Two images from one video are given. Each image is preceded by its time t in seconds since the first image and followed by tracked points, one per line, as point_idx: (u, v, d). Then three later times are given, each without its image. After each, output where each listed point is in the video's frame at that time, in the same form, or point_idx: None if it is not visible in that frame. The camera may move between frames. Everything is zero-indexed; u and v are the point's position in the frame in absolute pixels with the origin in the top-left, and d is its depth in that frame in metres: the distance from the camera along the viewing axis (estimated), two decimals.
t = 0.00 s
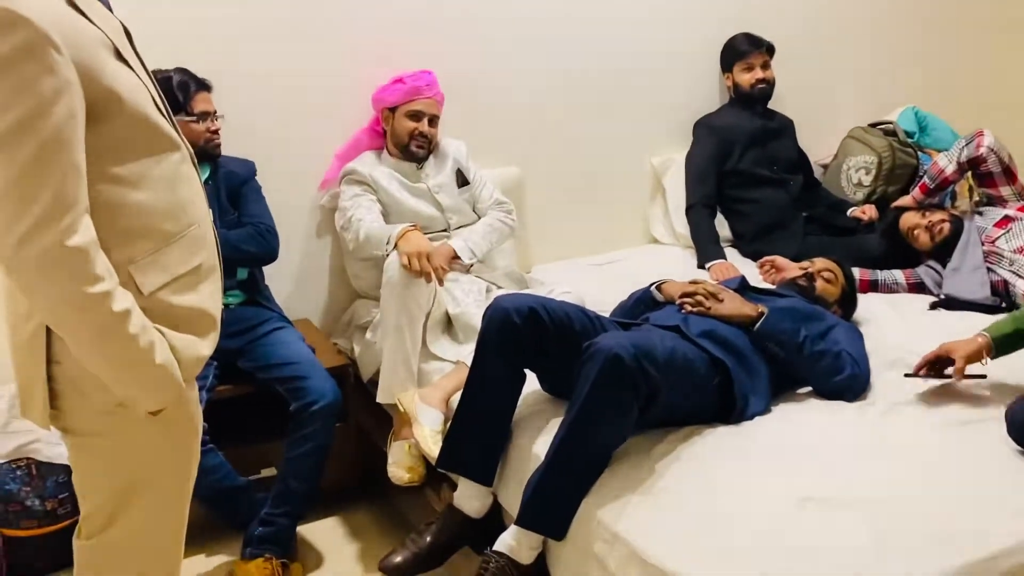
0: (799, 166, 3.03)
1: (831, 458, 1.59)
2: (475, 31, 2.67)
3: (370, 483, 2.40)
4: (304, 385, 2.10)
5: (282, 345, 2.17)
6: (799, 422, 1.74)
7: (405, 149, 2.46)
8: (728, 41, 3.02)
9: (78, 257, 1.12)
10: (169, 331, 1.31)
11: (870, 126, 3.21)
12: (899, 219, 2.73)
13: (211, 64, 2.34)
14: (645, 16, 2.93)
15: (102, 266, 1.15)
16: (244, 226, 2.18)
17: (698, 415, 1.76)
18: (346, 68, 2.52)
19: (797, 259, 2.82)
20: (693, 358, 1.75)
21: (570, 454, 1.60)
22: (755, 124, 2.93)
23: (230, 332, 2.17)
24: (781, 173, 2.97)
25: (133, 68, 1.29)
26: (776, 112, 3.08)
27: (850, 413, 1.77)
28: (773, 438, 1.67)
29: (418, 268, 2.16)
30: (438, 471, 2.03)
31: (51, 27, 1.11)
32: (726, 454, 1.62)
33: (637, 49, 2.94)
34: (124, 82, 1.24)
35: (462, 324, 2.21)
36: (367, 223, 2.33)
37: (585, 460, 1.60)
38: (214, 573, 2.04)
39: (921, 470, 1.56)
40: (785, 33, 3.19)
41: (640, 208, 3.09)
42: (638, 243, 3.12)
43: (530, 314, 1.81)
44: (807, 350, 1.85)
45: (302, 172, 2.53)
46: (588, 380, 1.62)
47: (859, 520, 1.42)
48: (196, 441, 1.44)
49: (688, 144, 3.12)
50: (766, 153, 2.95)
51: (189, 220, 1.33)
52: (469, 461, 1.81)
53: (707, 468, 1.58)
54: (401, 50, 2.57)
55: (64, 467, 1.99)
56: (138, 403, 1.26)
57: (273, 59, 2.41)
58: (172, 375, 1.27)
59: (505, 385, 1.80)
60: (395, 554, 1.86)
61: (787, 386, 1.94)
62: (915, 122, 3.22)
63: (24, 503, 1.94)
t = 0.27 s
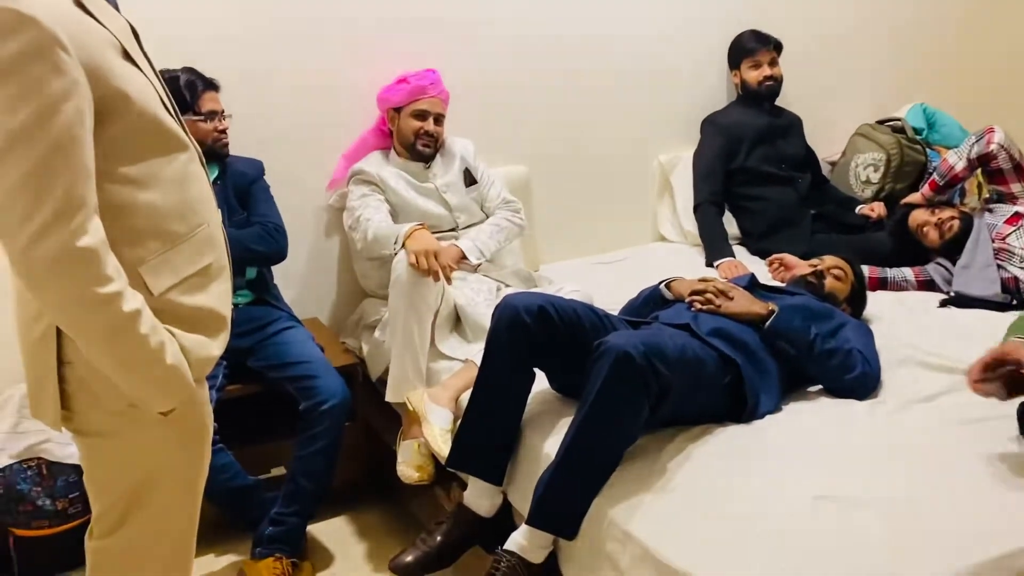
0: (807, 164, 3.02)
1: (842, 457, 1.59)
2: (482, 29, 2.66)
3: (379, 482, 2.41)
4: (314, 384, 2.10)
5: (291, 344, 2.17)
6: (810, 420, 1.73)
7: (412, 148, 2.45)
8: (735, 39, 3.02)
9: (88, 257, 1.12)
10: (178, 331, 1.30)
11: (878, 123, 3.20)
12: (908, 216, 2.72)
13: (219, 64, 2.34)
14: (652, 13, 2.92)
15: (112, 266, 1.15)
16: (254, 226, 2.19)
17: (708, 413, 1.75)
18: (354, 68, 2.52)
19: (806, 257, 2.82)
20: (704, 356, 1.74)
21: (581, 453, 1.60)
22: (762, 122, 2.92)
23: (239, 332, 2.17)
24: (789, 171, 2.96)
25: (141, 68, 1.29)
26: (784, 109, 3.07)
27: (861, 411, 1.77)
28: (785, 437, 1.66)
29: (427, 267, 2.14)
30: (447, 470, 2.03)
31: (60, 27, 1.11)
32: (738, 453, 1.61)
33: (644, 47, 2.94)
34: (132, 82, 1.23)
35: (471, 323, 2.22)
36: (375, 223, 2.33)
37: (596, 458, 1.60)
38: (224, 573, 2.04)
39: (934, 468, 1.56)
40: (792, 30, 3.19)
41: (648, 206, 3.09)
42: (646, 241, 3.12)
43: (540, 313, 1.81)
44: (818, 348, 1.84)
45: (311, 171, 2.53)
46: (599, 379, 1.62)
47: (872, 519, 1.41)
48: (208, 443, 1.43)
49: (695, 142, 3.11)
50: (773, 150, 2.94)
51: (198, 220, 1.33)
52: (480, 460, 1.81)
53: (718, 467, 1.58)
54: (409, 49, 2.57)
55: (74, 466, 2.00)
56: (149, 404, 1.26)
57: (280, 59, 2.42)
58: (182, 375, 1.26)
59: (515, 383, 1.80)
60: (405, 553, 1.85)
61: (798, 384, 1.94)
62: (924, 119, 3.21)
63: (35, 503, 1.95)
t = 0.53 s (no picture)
0: (809, 163, 3.02)
1: (846, 458, 1.58)
2: (483, 30, 2.66)
3: (382, 484, 2.40)
4: (316, 387, 2.10)
5: (294, 346, 2.17)
6: (814, 421, 1.73)
7: (419, 153, 2.45)
8: (736, 38, 3.01)
9: (89, 262, 1.11)
10: (180, 334, 1.30)
11: (879, 122, 3.19)
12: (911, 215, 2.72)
13: (220, 66, 2.34)
14: (654, 13, 2.92)
15: (113, 271, 1.15)
16: (256, 228, 2.18)
17: (712, 414, 1.75)
18: (355, 70, 2.52)
19: (808, 256, 2.81)
20: (707, 357, 1.74)
21: (585, 455, 1.59)
22: (764, 121, 2.92)
23: (242, 335, 2.17)
24: (791, 170, 2.95)
25: (141, 72, 1.28)
26: (786, 109, 3.06)
27: (866, 411, 1.76)
28: (789, 439, 1.66)
29: (428, 268, 2.14)
30: (451, 472, 2.03)
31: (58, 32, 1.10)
32: (742, 454, 1.61)
33: (645, 47, 2.93)
34: (132, 86, 1.23)
35: (474, 324, 2.22)
36: (377, 224, 2.33)
37: (599, 460, 1.59)
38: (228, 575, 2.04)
39: (938, 468, 1.55)
40: (794, 29, 3.18)
41: (649, 206, 3.08)
42: (648, 241, 3.12)
43: (543, 315, 1.80)
44: (822, 348, 1.84)
45: (312, 173, 2.53)
46: (602, 380, 1.62)
47: (877, 520, 1.41)
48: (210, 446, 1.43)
49: (697, 142, 3.11)
50: (776, 150, 2.93)
51: (200, 223, 1.33)
52: (483, 462, 1.81)
53: (722, 468, 1.57)
54: (410, 50, 2.57)
55: (77, 470, 1.99)
56: (152, 408, 1.26)
57: (281, 61, 2.41)
58: (184, 379, 1.26)
59: (518, 385, 1.80)
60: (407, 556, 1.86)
61: (801, 385, 1.93)
62: (926, 118, 3.20)
63: (39, 507, 1.94)
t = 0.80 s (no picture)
0: (805, 163, 3.02)
1: (844, 459, 1.58)
2: (477, 32, 2.66)
3: (380, 487, 2.40)
4: (313, 390, 2.10)
5: (290, 350, 2.16)
6: (810, 422, 1.73)
7: (419, 157, 2.45)
8: (732, 39, 3.01)
9: (80, 268, 1.11)
10: (173, 340, 1.30)
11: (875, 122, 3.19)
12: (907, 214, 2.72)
13: (214, 70, 2.33)
14: (648, 14, 2.91)
15: (105, 276, 1.15)
16: (251, 231, 2.18)
17: (709, 416, 1.75)
18: (350, 72, 2.51)
19: (804, 257, 2.81)
20: (704, 359, 1.74)
21: (581, 457, 1.59)
22: (760, 122, 2.92)
23: (238, 339, 2.17)
24: (787, 171, 2.95)
25: (132, 76, 1.28)
26: (781, 109, 3.07)
27: (863, 412, 1.76)
28: (787, 440, 1.65)
29: (424, 271, 2.14)
30: (448, 475, 2.02)
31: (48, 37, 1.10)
32: (739, 456, 1.61)
33: (640, 48, 2.93)
34: (123, 91, 1.22)
35: (470, 327, 2.22)
36: (373, 227, 2.32)
37: (596, 463, 1.59)
38: None
39: (936, 469, 1.55)
40: (789, 29, 3.18)
41: (646, 207, 3.08)
42: (644, 242, 3.12)
43: (539, 317, 1.80)
44: (819, 349, 1.83)
45: (308, 176, 2.52)
46: (599, 383, 1.61)
47: (875, 521, 1.41)
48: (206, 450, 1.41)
49: (693, 143, 3.11)
50: (771, 151, 2.94)
51: (192, 228, 1.32)
52: (481, 465, 1.80)
53: (719, 470, 1.57)
54: (405, 52, 2.57)
55: (73, 476, 2.00)
56: (144, 413, 1.25)
57: (276, 64, 2.41)
58: (177, 384, 1.26)
59: (515, 388, 1.80)
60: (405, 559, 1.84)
61: (799, 385, 1.93)
62: (921, 118, 3.20)
63: (34, 512, 1.93)
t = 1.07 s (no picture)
0: (796, 164, 3.03)
1: (834, 460, 1.58)
2: (468, 34, 2.66)
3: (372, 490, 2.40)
4: (304, 393, 2.09)
5: (281, 352, 2.16)
6: (801, 422, 1.73)
7: (412, 157, 2.45)
8: (722, 40, 3.02)
9: (65, 269, 1.10)
10: (159, 342, 1.29)
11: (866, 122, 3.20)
12: (899, 215, 2.71)
13: (203, 72, 2.33)
14: (639, 14, 2.92)
15: (92, 278, 1.14)
16: (241, 234, 2.18)
17: (700, 417, 1.75)
18: (341, 74, 2.51)
19: (796, 257, 2.82)
20: (695, 360, 1.74)
21: (572, 459, 1.59)
22: (751, 123, 2.93)
23: (228, 341, 2.16)
24: (778, 171, 2.96)
25: (119, 77, 1.27)
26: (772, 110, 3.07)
27: (853, 412, 1.77)
28: (778, 441, 1.65)
29: (416, 273, 2.13)
30: (440, 477, 2.02)
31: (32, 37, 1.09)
32: (730, 456, 1.61)
33: (631, 49, 2.93)
34: (109, 92, 1.22)
35: (462, 328, 2.22)
36: (363, 229, 2.32)
37: (587, 465, 1.59)
38: None
39: (926, 468, 1.55)
40: (780, 30, 3.19)
41: (638, 208, 3.08)
42: (636, 243, 3.12)
43: (530, 318, 1.80)
44: (809, 349, 1.84)
45: (298, 178, 2.52)
46: (590, 384, 1.61)
47: (865, 522, 1.41)
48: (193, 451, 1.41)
49: (684, 144, 3.11)
50: (762, 151, 2.94)
51: (177, 229, 1.31)
52: (472, 468, 1.80)
53: (709, 471, 1.57)
54: (395, 54, 2.57)
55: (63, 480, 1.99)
56: (131, 415, 1.25)
57: (266, 66, 2.41)
58: (165, 388, 1.26)
59: (506, 389, 1.79)
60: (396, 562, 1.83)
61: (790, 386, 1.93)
62: (911, 118, 3.21)
63: (24, 517, 1.92)
